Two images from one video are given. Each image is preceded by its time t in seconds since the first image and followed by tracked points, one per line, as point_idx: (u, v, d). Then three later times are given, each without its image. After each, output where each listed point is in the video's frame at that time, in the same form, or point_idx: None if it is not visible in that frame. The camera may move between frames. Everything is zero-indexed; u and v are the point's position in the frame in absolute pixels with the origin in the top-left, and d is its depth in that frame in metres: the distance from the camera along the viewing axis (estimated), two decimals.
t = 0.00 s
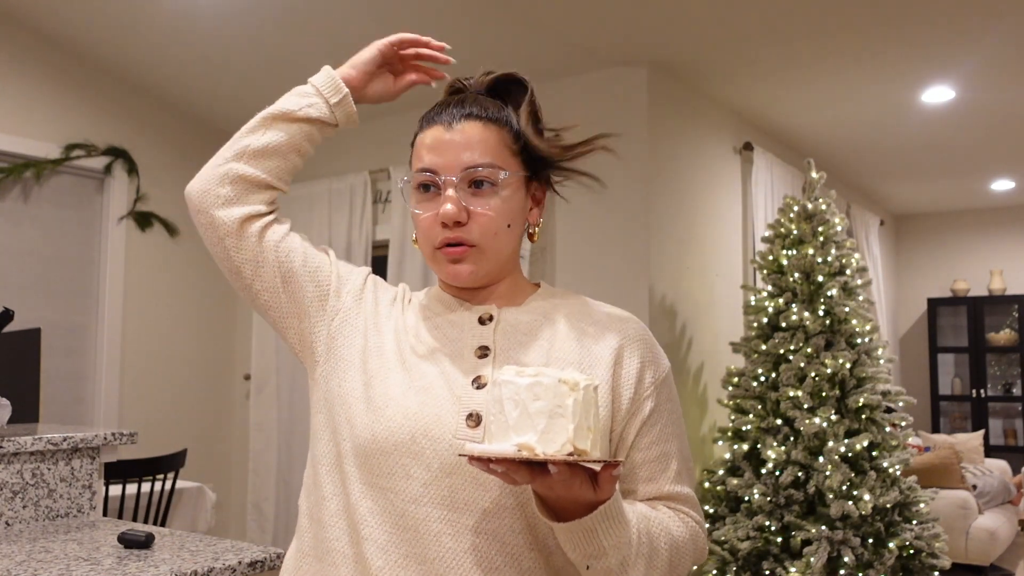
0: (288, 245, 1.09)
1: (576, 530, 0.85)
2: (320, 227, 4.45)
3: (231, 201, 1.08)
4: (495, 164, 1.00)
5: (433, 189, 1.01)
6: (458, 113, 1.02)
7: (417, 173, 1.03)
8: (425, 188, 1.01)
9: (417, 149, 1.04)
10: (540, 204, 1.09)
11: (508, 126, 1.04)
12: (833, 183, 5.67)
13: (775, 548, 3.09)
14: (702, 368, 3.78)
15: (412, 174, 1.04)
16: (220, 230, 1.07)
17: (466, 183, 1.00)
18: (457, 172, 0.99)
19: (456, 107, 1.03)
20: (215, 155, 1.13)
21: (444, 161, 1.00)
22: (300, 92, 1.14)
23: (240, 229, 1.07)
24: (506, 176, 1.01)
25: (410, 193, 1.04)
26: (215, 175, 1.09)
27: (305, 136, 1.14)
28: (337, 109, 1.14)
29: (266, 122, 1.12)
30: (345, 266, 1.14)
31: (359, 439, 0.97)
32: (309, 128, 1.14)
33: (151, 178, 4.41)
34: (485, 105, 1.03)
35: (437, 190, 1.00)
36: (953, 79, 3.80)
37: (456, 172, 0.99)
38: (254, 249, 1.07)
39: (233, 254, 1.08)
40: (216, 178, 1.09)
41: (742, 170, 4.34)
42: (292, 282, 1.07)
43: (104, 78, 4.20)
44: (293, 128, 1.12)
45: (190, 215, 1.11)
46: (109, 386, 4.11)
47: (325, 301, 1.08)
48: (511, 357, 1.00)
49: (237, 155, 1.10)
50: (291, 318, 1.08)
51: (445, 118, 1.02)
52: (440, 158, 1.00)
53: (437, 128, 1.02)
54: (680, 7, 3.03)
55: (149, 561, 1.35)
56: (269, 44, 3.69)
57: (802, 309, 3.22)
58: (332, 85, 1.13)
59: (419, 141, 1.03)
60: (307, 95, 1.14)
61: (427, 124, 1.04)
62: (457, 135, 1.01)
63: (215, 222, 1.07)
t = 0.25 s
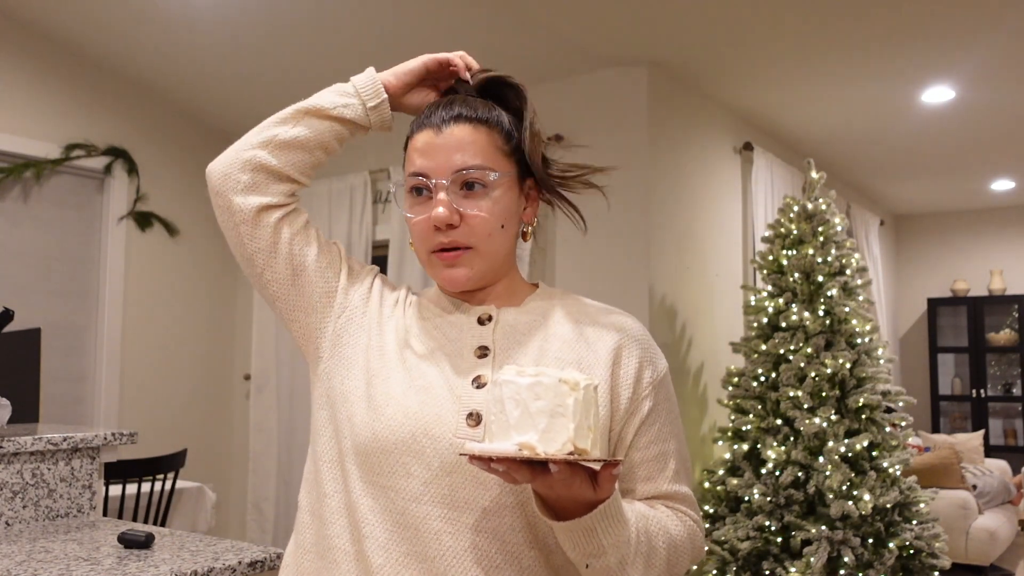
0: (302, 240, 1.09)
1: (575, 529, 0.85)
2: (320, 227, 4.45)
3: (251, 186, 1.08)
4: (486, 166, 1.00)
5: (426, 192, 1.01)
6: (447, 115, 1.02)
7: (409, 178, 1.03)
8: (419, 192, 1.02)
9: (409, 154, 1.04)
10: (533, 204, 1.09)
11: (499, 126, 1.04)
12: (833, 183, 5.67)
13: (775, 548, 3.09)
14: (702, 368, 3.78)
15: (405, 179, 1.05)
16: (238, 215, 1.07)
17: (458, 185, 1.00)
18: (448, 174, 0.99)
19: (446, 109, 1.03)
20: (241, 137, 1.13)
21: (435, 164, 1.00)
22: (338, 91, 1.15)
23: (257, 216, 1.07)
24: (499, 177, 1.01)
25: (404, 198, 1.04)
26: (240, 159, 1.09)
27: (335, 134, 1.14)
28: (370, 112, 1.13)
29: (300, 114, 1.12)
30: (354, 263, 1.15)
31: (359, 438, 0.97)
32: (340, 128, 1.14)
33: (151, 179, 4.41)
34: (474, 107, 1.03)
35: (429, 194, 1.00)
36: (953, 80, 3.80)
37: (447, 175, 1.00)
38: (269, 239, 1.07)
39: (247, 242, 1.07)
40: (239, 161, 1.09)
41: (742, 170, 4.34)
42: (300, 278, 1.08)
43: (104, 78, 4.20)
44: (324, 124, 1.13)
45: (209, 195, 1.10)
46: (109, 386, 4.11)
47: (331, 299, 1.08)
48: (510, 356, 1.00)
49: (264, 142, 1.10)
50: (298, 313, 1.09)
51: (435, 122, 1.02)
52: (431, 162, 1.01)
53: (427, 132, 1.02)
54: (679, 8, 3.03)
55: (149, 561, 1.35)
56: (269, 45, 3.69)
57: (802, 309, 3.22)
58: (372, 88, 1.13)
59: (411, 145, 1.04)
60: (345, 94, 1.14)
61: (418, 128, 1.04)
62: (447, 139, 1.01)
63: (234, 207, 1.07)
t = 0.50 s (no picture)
0: (303, 240, 1.09)
1: (577, 530, 0.85)
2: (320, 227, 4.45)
3: (247, 190, 1.07)
4: (495, 168, 1.00)
5: (435, 195, 1.00)
6: (455, 116, 1.02)
7: (417, 179, 1.02)
8: (427, 194, 1.01)
9: (415, 155, 1.03)
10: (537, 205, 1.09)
11: (506, 128, 1.04)
12: (833, 183, 5.67)
13: (775, 548, 3.09)
14: (702, 368, 3.78)
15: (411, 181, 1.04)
16: (236, 218, 1.07)
17: (468, 187, 0.99)
18: (458, 177, 0.99)
19: (453, 111, 1.03)
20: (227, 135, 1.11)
21: (444, 165, 1.00)
22: (310, 68, 1.10)
23: (256, 219, 1.07)
24: (509, 179, 1.01)
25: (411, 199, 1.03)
26: (229, 160, 1.07)
27: (317, 115, 1.11)
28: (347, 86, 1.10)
29: (277, 103, 1.09)
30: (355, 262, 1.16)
31: (361, 438, 0.97)
32: (320, 108, 1.11)
33: (151, 178, 4.41)
34: (483, 108, 1.03)
35: (439, 195, 1.00)
36: (953, 79, 3.80)
37: (456, 177, 0.99)
38: (268, 241, 1.07)
39: (247, 244, 1.07)
40: (229, 166, 1.07)
41: (742, 170, 4.34)
42: (301, 276, 1.08)
43: (104, 78, 4.20)
44: (304, 107, 1.09)
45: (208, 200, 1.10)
46: (109, 386, 4.11)
47: (332, 299, 1.08)
48: (512, 357, 1.00)
49: (249, 139, 1.07)
50: (299, 312, 1.08)
51: (443, 122, 1.02)
52: (440, 164, 1.00)
53: (435, 132, 1.02)
54: (679, 8, 3.03)
55: (150, 561, 1.35)
56: (269, 45, 3.69)
57: (802, 309, 3.22)
58: (339, 58, 1.09)
59: (418, 146, 1.03)
60: (318, 72, 1.10)
61: (424, 130, 1.03)
62: (456, 140, 1.00)
63: (232, 210, 1.07)
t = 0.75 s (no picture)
0: (284, 257, 1.07)
1: (582, 529, 0.85)
2: (319, 227, 4.45)
3: (212, 223, 1.05)
4: (504, 173, 1.00)
5: (443, 199, 1.00)
6: (462, 120, 1.01)
7: (423, 183, 1.02)
8: (434, 198, 1.01)
9: (421, 158, 1.03)
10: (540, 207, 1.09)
11: (513, 132, 1.04)
12: (833, 183, 5.66)
13: (775, 548, 3.09)
14: (702, 368, 3.78)
15: (417, 184, 1.03)
16: (210, 251, 1.06)
17: (476, 192, 0.99)
18: (466, 181, 0.99)
19: (460, 114, 1.02)
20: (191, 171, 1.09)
21: (453, 170, 1.00)
22: (229, 83, 1.03)
23: (230, 249, 1.06)
24: (517, 184, 1.01)
25: (417, 203, 1.03)
26: (190, 197, 1.06)
27: (256, 128, 1.05)
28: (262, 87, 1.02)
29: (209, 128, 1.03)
30: (347, 268, 1.14)
31: (364, 438, 0.97)
32: (255, 120, 1.04)
33: (151, 178, 4.41)
34: (491, 112, 1.02)
35: (446, 200, 1.00)
36: (953, 79, 3.80)
37: (465, 182, 0.99)
38: (244, 267, 1.06)
39: (230, 273, 1.07)
40: (192, 205, 1.05)
41: (742, 170, 4.34)
42: (292, 289, 1.08)
43: (104, 78, 4.20)
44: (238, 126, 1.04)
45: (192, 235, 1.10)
46: (109, 386, 4.11)
47: (328, 303, 1.08)
48: (515, 357, 1.00)
49: (199, 173, 1.04)
50: (293, 323, 1.08)
51: (451, 126, 1.01)
52: (448, 168, 1.00)
53: (442, 136, 1.01)
54: (680, 8, 3.03)
55: (150, 561, 1.35)
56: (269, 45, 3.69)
57: (802, 310, 3.22)
58: (242, 65, 1.02)
59: (424, 150, 1.02)
60: (236, 85, 1.03)
61: (430, 133, 1.03)
62: (464, 144, 1.00)
63: (206, 245, 1.06)
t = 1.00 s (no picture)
0: (283, 256, 1.06)
1: (582, 529, 0.85)
2: (319, 227, 4.45)
3: (215, 220, 1.03)
4: (500, 169, 1.01)
5: (440, 199, 1.00)
6: (455, 118, 1.01)
7: (419, 183, 1.01)
8: (432, 198, 1.00)
9: (415, 158, 1.02)
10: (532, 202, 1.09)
11: (505, 129, 1.04)
12: (833, 183, 5.67)
13: (776, 548, 3.09)
14: (702, 368, 3.78)
15: (411, 185, 1.03)
16: (210, 250, 1.03)
17: (474, 190, 0.99)
18: (464, 180, 0.99)
19: (451, 111, 1.02)
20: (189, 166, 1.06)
21: (449, 169, 1.00)
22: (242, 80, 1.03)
23: (232, 246, 1.03)
24: (513, 180, 1.02)
25: (413, 204, 1.02)
26: (191, 193, 1.03)
27: (264, 125, 1.04)
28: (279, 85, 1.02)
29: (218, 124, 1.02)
30: (344, 269, 1.13)
31: (363, 440, 0.97)
32: (264, 118, 1.04)
33: (151, 179, 4.41)
34: (482, 108, 1.02)
35: (445, 200, 1.00)
36: (953, 79, 3.80)
37: (463, 180, 0.99)
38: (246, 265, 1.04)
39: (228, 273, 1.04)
40: (194, 201, 1.03)
41: (742, 170, 4.34)
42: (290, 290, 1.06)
43: (104, 78, 4.20)
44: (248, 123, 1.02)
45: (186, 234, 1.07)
46: (109, 386, 4.12)
47: (326, 304, 1.08)
48: (513, 358, 1.00)
49: (203, 169, 1.02)
50: (291, 326, 1.07)
51: (443, 124, 1.01)
52: (444, 167, 1.00)
53: (436, 135, 1.01)
54: (680, 8, 3.03)
55: (150, 561, 1.35)
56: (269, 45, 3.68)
57: (802, 309, 3.22)
58: (263, 62, 1.01)
59: (418, 150, 1.02)
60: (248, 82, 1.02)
61: (423, 133, 1.02)
62: (458, 142, 1.00)
63: (205, 243, 1.03)
